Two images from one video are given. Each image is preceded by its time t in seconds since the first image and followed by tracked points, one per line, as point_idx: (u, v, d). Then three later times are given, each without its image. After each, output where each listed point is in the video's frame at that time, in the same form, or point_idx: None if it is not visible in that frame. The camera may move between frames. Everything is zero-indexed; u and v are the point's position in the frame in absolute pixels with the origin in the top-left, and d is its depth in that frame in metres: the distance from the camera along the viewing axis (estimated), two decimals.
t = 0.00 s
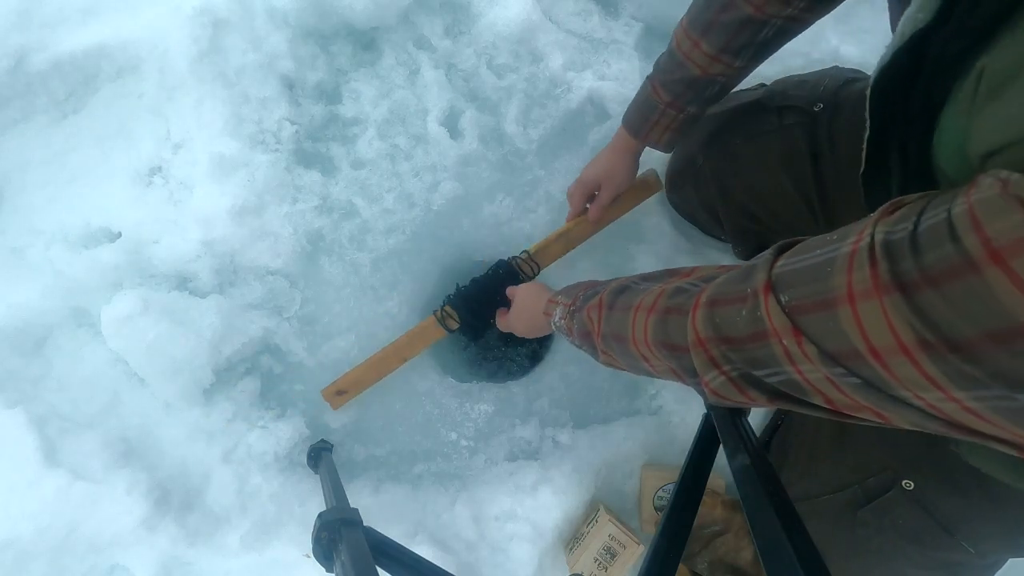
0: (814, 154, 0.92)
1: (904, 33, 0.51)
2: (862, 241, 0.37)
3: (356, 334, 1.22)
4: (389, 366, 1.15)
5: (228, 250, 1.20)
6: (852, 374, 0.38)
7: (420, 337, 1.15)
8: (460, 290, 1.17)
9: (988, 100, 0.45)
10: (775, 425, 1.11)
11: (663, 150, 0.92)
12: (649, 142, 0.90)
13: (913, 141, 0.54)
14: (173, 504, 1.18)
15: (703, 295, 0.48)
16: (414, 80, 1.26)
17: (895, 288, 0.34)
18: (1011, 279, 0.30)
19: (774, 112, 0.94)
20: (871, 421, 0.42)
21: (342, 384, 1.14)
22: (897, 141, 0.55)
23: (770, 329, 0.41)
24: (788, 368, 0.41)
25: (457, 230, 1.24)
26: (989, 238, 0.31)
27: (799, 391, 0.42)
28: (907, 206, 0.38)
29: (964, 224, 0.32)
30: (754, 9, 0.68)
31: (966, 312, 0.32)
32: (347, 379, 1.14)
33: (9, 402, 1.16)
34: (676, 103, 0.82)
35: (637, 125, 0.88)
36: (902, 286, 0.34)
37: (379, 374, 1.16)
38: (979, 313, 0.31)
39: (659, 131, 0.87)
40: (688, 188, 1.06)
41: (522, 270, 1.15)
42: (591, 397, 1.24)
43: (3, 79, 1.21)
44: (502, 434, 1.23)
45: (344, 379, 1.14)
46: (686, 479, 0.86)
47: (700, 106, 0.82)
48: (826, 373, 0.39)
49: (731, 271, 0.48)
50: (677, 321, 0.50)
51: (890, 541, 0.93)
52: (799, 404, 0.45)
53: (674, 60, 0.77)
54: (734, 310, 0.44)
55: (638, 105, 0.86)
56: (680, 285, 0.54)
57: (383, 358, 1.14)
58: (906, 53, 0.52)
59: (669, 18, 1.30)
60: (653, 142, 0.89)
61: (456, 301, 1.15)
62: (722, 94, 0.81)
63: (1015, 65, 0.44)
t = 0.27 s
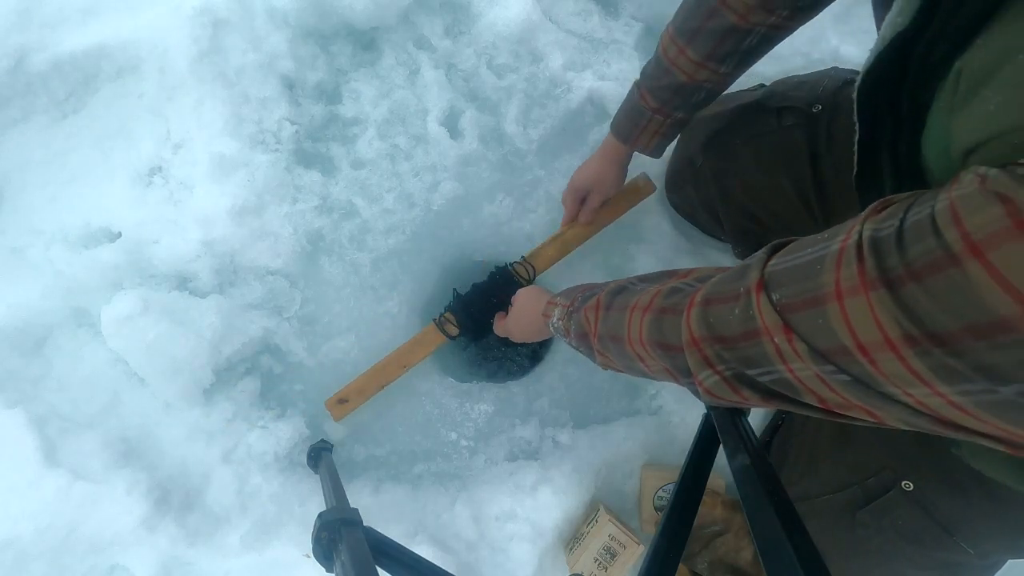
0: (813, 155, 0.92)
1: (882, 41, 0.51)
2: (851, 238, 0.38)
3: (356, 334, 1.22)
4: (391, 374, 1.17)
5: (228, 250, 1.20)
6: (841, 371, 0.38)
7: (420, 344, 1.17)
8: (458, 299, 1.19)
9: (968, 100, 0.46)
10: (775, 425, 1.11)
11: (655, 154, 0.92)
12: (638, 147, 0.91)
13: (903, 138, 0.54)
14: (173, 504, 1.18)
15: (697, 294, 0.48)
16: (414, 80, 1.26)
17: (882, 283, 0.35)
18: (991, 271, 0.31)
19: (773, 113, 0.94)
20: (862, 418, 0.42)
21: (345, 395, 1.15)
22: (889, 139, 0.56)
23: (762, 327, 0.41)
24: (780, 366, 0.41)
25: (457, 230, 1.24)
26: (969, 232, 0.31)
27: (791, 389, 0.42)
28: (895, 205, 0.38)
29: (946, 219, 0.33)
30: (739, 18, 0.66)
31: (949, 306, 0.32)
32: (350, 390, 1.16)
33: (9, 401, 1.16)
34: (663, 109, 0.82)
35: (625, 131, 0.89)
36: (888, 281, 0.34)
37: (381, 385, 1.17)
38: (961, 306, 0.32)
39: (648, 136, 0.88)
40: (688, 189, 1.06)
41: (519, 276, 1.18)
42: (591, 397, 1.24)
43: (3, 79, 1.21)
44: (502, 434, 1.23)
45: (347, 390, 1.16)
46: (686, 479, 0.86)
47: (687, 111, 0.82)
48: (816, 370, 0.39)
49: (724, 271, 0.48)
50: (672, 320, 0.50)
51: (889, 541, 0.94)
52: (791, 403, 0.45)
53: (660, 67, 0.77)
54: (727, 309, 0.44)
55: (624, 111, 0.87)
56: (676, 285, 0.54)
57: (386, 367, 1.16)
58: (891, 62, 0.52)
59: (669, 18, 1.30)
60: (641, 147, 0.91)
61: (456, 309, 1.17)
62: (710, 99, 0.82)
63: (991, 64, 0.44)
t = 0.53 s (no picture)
0: (812, 156, 0.92)
1: (874, 40, 0.53)
2: (838, 239, 0.38)
3: (356, 334, 1.22)
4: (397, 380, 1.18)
5: (228, 250, 1.20)
6: (829, 370, 0.38)
7: (422, 348, 1.18)
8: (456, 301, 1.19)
9: (950, 100, 0.46)
10: (775, 425, 1.11)
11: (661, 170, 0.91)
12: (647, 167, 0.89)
13: (894, 124, 0.55)
14: (173, 504, 1.18)
15: (691, 295, 0.48)
16: (414, 80, 1.26)
17: (867, 282, 0.35)
18: (970, 269, 0.31)
19: (771, 113, 0.94)
20: (852, 419, 0.41)
21: (353, 407, 1.16)
22: (881, 128, 0.56)
23: (753, 327, 0.41)
24: (770, 366, 0.41)
25: (457, 230, 1.24)
26: (948, 231, 0.32)
27: (781, 389, 0.42)
28: (882, 205, 0.38)
29: (927, 218, 0.33)
30: (736, 40, 0.66)
31: (931, 304, 0.32)
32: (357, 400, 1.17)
33: (9, 401, 1.16)
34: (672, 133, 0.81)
35: (632, 154, 0.87)
36: (873, 280, 0.34)
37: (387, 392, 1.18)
38: (942, 303, 0.32)
39: (655, 159, 0.87)
40: (688, 189, 1.06)
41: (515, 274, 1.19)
42: (591, 397, 1.24)
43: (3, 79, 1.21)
44: (502, 434, 1.23)
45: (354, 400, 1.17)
46: (686, 479, 0.86)
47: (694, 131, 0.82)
48: (805, 370, 0.39)
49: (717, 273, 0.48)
50: (665, 321, 0.50)
51: (889, 541, 0.93)
52: (782, 403, 0.44)
53: (662, 92, 0.76)
54: (719, 309, 0.44)
55: (630, 134, 0.85)
56: (670, 286, 0.54)
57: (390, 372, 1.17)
58: (880, 61, 0.53)
59: (669, 18, 1.30)
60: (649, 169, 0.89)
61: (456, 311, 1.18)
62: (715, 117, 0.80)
63: (970, 63, 0.44)
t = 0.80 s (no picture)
0: (814, 158, 0.92)
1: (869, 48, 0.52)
2: (833, 244, 0.38)
3: (356, 334, 1.22)
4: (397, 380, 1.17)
5: (228, 250, 1.20)
6: (825, 374, 0.38)
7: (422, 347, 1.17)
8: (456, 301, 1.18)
9: (944, 106, 0.46)
10: (775, 425, 1.11)
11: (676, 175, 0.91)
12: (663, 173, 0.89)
13: (891, 126, 0.55)
14: (173, 504, 1.18)
15: (690, 297, 0.48)
16: (414, 80, 1.26)
17: (861, 290, 0.35)
18: (962, 280, 0.31)
19: (771, 114, 0.94)
20: (849, 423, 0.41)
21: (353, 407, 1.15)
22: (877, 130, 0.57)
23: (750, 330, 0.41)
24: (767, 369, 0.41)
25: (457, 230, 1.24)
26: (940, 241, 0.32)
27: (778, 392, 0.42)
28: (878, 211, 0.38)
29: (918, 228, 0.33)
30: (748, 46, 0.66)
31: (923, 313, 0.32)
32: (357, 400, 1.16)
33: (9, 401, 1.16)
34: (691, 138, 0.80)
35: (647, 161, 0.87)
36: (867, 288, 0.34)
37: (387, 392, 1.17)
38: (934, 313, 0.32)
39: (675, 164, 0.87)
40: (688, 190, 1.06)
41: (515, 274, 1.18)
42: (591, 397, 1.24)
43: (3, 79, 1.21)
44: (502, 434, 1.23)
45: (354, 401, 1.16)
46: (686, 479, 0.86)
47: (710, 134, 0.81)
48: (801, 374, 0.39)
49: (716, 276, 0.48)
50: (665, 322, 0.50)
51: (889, 542, 0.93)
52: (780, 405, 0.44)
53: (676, 103, 0.75)
54: (717, 312, 0.44)
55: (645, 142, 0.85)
56: (670, 288, 0.54)
57: (390, 373, 1.16)
58: (877, 65, 0.52)
59: (669, 17, 1.30)
60: (669, 174, 0.89)
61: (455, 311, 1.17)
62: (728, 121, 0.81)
63: (966, 72, 0.44)
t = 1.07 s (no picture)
0: (815, 157, 0.92)
1: (879, 46, 0.52)
2: (843, 244, 0.38)
3: (356, 334, 1.22)
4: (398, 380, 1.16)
5: (228, 250, 1.20)
6: (836, 374, 0.38)
7: (422, 349, 1.16)
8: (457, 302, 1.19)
9: (954, 108, 0.46)
10: (776, 425, 1.11)
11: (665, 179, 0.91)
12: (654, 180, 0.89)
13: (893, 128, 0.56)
14: (173, 504, 1.18)
15: (694, 294, 0.48)
16: (414, 80, 1.26)
17: (874, 290, 0.35)
18: (978, 282, 0.31)
19: (773, 112, 0.94)
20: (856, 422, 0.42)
21: (354, 408, 1.15)
22: (880, 132, 0.57)
23: (758, 328, 0.41)
24: (774, 368, 0.41)
25: (457, 230, 1.24)
26: (958, 242, 0.32)
27: (785, 391, 0.42)
28: (887, 210, 0.38)
29: (934, 229, 0.33)
30: (738, 55, 0.66)
31: (939, 315, 0.32)
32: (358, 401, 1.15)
33: (9, 401, 1.16)
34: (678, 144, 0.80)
35: (634, 168, 0.88)
36: (880, 288, 0.34)
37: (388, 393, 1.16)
38: (950, 315, 0.32)
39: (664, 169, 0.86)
40: (689, 190, 1.06)
41: (514, 275, 1.18)
42: (591, 397, 1.24)
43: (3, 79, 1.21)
44: (502, 434, 1.23)
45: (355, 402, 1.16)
46: (686, 479, 0.86)
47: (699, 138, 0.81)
48: (810, 373, 0.39)
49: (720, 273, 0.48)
50: (668, 318, 0.50)
51: (889, 542, 0.93)
52: (786, 404, 0.44)
53: (663, 110, 0.75)
54: (724, 309, 0.44)
55: (631, 151, 0.85)
56: (674, 285, 0.54)
57: (390, 373, 1.16)
58: (882, 63, 0.52)
59: (669, 17, 1.29)
60: (658, 180, 0.89)
61: (456, 311, 1.18)
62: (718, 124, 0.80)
63: (977, 71, 0.44)
